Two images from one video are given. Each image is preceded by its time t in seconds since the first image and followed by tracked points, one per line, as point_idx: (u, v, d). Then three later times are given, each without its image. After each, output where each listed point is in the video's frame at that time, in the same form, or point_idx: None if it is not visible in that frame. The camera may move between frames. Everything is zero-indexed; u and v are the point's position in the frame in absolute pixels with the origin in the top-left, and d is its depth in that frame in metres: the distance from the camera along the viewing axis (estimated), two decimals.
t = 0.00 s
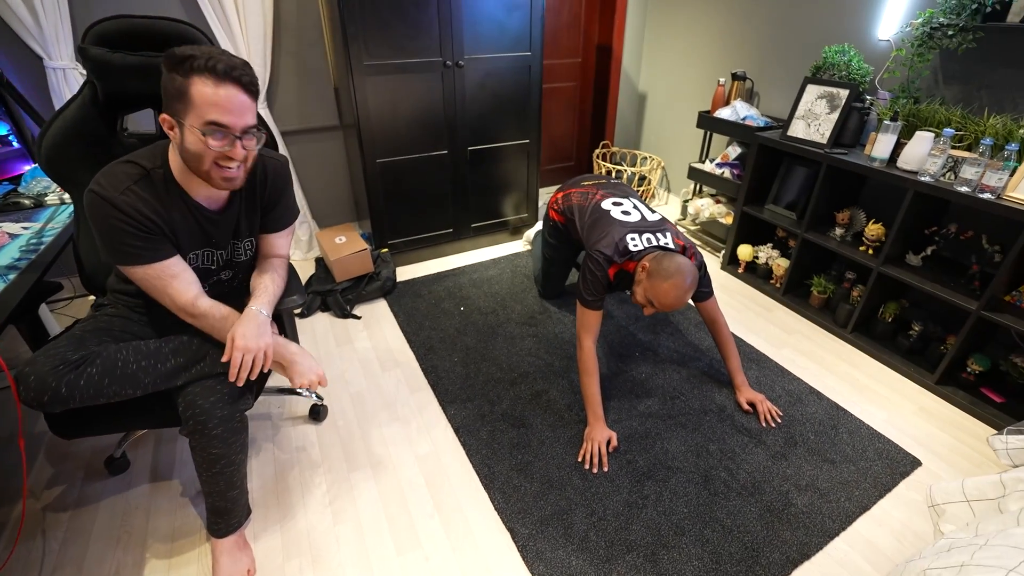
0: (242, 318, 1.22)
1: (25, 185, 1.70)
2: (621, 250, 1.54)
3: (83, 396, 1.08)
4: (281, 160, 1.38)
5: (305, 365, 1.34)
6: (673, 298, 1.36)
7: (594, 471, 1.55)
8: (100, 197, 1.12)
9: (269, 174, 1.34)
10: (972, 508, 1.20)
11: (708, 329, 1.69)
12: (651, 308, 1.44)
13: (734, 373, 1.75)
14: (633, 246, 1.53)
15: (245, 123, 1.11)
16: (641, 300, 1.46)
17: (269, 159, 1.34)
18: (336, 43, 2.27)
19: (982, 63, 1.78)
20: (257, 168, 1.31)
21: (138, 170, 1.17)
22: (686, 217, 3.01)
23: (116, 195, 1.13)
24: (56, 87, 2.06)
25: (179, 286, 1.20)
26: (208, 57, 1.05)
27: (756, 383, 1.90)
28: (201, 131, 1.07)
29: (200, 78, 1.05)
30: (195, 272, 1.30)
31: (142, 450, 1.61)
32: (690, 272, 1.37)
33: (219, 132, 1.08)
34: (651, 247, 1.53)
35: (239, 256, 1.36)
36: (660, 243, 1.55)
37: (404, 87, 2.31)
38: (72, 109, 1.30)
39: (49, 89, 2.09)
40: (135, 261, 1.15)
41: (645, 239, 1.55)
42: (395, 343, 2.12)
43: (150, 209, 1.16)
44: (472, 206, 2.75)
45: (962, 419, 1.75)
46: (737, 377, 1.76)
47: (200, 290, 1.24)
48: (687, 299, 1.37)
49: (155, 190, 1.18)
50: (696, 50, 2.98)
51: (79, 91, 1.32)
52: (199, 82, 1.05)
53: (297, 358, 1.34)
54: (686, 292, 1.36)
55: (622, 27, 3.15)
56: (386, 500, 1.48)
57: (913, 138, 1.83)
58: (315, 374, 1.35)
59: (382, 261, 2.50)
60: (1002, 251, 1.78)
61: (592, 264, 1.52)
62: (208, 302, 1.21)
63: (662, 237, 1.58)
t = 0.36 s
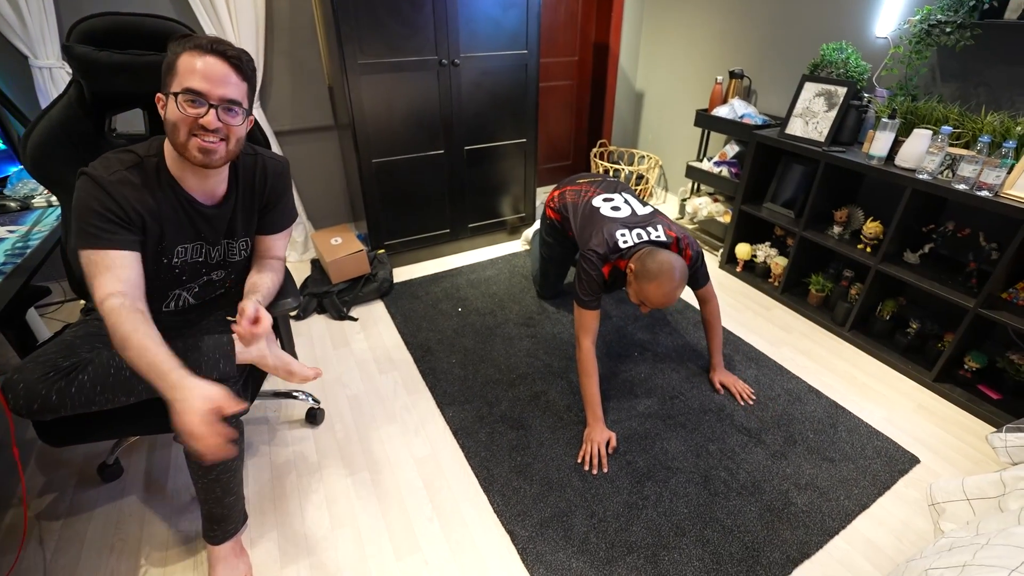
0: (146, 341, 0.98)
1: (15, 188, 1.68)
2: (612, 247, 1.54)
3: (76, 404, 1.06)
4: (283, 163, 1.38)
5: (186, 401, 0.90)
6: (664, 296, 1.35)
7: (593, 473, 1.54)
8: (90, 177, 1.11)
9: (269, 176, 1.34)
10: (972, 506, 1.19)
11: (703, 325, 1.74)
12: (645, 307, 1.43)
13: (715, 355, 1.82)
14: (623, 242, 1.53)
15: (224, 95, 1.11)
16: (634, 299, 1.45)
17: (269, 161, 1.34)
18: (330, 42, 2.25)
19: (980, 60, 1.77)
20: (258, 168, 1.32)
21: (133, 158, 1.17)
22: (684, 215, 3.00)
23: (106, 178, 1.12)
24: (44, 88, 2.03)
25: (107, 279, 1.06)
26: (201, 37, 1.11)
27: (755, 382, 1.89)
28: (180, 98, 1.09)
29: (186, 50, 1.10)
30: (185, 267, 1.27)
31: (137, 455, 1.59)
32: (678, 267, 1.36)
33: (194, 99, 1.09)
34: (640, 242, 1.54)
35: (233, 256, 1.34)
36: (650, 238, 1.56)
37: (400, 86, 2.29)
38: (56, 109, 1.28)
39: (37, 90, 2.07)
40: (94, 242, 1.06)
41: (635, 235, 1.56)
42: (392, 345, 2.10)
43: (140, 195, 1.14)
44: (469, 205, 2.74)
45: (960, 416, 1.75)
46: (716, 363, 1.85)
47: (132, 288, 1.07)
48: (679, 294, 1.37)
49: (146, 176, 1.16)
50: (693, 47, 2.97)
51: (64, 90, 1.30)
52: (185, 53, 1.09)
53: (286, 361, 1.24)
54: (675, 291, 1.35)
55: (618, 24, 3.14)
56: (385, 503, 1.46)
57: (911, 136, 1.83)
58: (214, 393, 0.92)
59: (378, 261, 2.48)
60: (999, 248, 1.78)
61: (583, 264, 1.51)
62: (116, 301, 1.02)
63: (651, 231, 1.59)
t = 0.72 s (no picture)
0: (249, 253, 1.10)
1: (57, 177, 1.73)
2: (643, 241, 1.52)
3: (119, 381, 1.09)
4: (320, 157, 1.40)
5: (320, 233, 1.13)
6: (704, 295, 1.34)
7: (613, 470, 1.54)
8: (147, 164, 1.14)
9: (306, 168, 1.36)
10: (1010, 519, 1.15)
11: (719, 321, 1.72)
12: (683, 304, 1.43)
13: (737, 356, 1.80)
14: (654, 236, 1.52)
15: (263, 86, 1.13)
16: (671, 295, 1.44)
17: (307, 155, 1.36)
18: (358, 35, 2.27)
19: None
20: (296, 161, 1.34)
21: (180, 147, 1.20)
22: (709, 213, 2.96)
23: (161, 165, 1.15)
24: (85, 79, 2.09)
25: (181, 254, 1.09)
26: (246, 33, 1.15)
27: (780, 384, 1.86)
28: (222, 89, 1.12)
29: (231, 44, 1.13)
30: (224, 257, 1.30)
31: (168, 437, 1.64)
32: (716, 261, 1.35)
33: (235, 89, 1.11)
34: (672, 235, 1.52)
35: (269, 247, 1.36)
36: (681, 229, 1.55)
37: (426, 79, 2.30)
38: (102, 103, 1.32)
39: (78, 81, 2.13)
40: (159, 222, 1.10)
41: (665, 227, 1.55)
42: (414, 337, 2.12)
43: (189, 181, 1.17)
44: (492, 199, 2.74)
45: (996, 425, 1.69)
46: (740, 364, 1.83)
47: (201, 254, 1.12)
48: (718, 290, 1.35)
49: (195, 166, 1.19)
50: (723, 41, 2.91)
51: (110, 82, 1.34)
52: (229, 46, 1.13)
53: (320, 355, 1.35)
54: (716, 288, 1.34)
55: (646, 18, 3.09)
56: (406, 493, 1.48)
57: (952, 133, 1.76)
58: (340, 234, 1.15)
59: (402, 254, 2.51)
60: None
61: (614, 259, 1.49)
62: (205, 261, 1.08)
63: (681, 223, 1.58)
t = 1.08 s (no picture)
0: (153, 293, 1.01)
1: (80, 169, 1.77)
2: (660, 246, 1.50)
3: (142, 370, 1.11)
4: (348, 158, 1.42)
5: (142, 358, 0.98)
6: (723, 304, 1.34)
7: (621, 473, 1.53)
8: (181, 150, 1.19)
9: (333, 167, 1.37)
10: None
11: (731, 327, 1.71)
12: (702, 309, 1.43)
13: (749, 361, 1.78)
14: (672, 242, 1.50)
15: (299, 84, 1.15)
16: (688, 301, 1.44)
17: (336, 154, 1.38)
18: (375, 33, 2.28)
19: None
20: (324, 158, 1.36)
21: (213, 138, 1.24)
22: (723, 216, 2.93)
23: (192, 151, 1.19)
24: (109, 75, 2.14)
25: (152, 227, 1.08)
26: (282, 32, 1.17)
27: (793, 391, 1.83)
28: (259, 86, 1.14)
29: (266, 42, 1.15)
30: (247, 248, 1.32)
31: (182, 428, 1.67)
32: (736, 269, 1.33)
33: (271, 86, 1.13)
34: (689, 240, 1.51)
35: (290, 241, 1.37)
36: (698, 233, 1.54)
37: (441, 78, 2.30)
38: (123, 98, 1.35)
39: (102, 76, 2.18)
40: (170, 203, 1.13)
41: (682, 232, 1.53)
42: (425, 334, 2.13)
43: (219, 170, 1.20)
44: (506, 199, 2.74)
45: (1015, 439, 1.65)
46: (751, 369, 1.81)
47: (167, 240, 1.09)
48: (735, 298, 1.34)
49: (226, 156, 1.22)
50: (742, 42, 2.87)
51: (131, 78, 1.37)
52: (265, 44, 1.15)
53: (335, 349, 1.40)
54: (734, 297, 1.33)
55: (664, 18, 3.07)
56: (413, 490, 1.49)
57: (977, 139, 1.72)
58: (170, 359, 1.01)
59: (415, 252, 2.52)
60: None
61: (629, 263, 1.48)
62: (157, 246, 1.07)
63: (698, 226, 1.57)
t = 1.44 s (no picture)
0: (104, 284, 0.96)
1: (68, 173, 1.76)
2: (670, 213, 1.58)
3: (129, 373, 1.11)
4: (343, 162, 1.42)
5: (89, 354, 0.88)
6: (742, 226, 1.34)
7: (615, 473, 1.53)
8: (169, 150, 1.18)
9: (329, 172, 1.37)
10: (1015, 530, 1.14)
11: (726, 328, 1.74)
12: (722, 249, 1.40)
13: (742, 360, 1.80)
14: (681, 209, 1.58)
15: (299, 92, 1.16)
16: (705, 242, 1.43)
17: (331, 158, 1.38)
18: (367, 35, 2.28)
19: None
20: (318, 164, 1.35)
21: (207, 140, 1.23)
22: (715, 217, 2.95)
23: (181, 152, 1.18)
24: (97, 77, 2.12)
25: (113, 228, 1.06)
26: (277, 37, 1.16)
27: (784, 389, 1.85)
28: (258, 95, 1.13)
29: (264, 48, 1.13)
30: (237, 254, 1.31)
31: (173, 434, 1.66)
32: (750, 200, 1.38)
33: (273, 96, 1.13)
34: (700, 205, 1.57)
35: (282, 247, 1.37)
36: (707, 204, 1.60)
37: (433, 80, 2.31)
38: (114, 99, 1.34)
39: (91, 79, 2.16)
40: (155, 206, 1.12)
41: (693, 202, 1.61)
42: (419, 336, 2.13)
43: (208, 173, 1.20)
44: (499, 200, 2.74)
45: (1003, 434, 1.67)
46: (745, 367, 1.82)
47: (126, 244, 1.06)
48: (752, 226, 1.35)
49: (217, 157, 1.21)
50: (732, 44, 2.90)
51: (121, 81, 1.36)
52: (264, 51, 1.13)
53: (326, 355, 1.37)
54: (751, 220, 1.35)
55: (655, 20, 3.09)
56: (408, 493, 1.49)
57: (962, 139, 1.75)
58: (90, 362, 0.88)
59: (407, 254, 2.52)
60: None
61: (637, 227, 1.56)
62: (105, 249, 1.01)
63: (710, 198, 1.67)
